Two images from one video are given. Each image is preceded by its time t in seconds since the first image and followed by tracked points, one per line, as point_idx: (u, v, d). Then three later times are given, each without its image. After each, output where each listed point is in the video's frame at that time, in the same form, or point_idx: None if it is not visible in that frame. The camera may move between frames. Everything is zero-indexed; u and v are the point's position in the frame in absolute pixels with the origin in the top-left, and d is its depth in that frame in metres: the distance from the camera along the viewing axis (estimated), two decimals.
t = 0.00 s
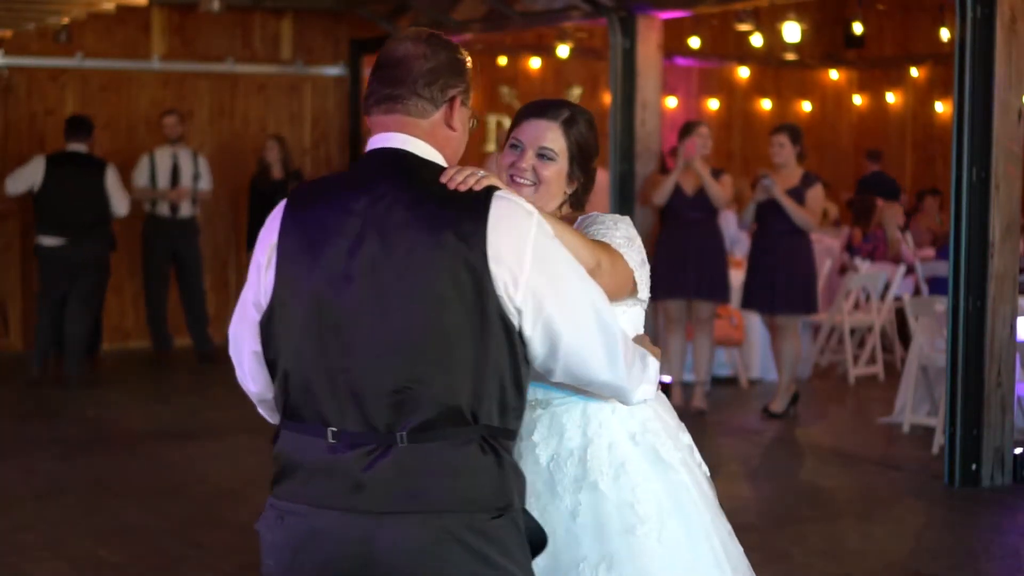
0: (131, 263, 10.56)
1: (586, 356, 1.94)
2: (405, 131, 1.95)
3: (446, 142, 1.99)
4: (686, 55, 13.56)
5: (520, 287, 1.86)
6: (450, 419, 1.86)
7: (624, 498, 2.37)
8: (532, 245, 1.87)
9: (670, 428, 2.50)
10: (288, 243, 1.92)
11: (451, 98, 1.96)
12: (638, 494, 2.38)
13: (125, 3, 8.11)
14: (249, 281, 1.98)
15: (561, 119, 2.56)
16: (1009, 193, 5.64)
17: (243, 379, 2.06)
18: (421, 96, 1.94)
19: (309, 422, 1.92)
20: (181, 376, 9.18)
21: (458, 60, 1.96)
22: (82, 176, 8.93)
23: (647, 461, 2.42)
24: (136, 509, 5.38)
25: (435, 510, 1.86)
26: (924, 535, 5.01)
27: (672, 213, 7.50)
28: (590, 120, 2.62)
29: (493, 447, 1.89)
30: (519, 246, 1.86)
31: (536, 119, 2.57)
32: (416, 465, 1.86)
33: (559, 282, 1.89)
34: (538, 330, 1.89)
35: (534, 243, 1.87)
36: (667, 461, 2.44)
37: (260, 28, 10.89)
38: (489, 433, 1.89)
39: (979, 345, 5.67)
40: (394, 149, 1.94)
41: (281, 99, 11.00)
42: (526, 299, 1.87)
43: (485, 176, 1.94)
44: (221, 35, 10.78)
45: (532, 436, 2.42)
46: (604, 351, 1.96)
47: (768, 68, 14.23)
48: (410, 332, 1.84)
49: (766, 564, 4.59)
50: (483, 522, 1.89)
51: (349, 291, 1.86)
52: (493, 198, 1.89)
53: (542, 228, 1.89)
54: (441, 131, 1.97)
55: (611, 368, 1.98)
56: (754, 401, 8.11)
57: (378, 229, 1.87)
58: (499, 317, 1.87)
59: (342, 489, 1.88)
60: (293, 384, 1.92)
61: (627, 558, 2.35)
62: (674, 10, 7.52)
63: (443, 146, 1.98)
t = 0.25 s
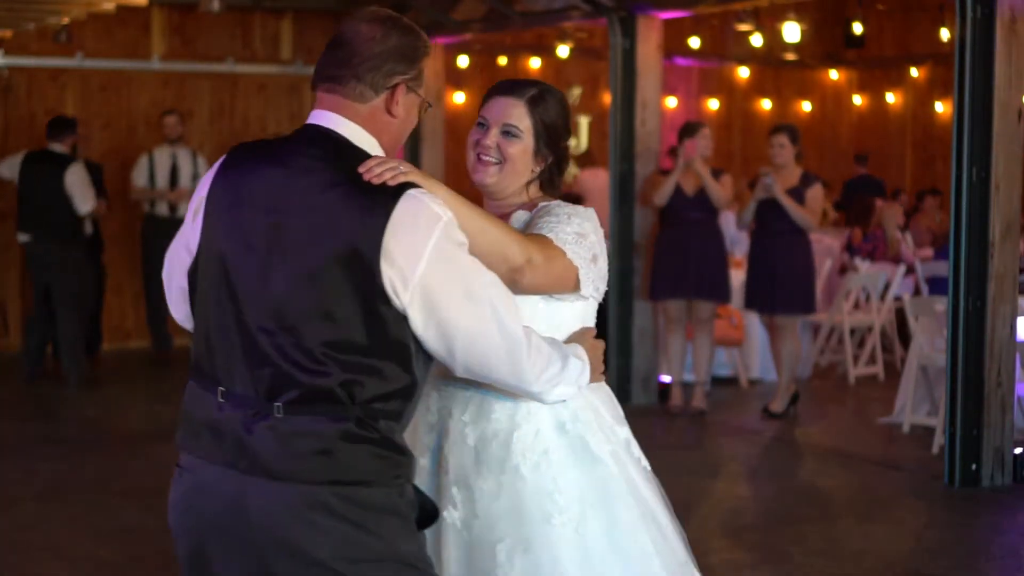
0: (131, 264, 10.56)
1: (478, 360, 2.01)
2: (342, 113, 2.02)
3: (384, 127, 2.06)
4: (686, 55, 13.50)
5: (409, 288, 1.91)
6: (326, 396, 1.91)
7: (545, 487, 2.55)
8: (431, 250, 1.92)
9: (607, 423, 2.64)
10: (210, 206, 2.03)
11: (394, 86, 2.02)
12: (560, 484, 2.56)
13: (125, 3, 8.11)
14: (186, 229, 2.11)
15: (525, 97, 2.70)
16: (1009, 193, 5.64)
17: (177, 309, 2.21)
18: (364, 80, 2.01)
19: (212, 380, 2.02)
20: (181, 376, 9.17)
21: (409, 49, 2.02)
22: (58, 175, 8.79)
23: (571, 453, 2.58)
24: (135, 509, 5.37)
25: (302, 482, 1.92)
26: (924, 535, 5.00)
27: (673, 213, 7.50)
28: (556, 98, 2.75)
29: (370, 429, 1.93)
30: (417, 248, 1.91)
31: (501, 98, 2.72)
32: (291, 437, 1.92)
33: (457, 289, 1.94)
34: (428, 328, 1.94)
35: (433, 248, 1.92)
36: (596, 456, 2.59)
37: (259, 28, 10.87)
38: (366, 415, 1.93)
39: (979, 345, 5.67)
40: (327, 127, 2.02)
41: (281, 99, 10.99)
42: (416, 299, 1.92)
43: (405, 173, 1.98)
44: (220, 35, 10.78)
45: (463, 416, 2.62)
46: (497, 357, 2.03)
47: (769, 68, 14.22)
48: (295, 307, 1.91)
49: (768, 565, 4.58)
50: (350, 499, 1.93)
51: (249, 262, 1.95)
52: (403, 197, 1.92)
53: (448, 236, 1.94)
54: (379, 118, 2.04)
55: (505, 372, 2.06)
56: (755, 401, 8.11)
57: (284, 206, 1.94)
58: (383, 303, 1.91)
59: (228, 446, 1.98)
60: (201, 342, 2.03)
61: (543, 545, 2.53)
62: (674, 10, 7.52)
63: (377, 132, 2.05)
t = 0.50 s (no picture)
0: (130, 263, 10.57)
1: (425, 377, 2.04)
2: (311, 124, 2.04)
3: (353, 139, 2.07)
4: (686, 55, 13.53)
5: (358, 304, 1.94)
6: (273, 405, 1.95)
7: (462, 494, 2.53)
8: (382, 269, 1.94)
9: (541, 439, 2.63)
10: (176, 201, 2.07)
11: (364, 99, 2.04)
12: (478, 493, 2.54)
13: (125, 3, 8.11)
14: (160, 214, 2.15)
15: (490, 99, 2.67)
16: (1009, 193, 5.64)
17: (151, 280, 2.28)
18: (335, 92, 2.02)
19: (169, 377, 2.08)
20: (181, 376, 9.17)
21: (382, 62, 2.03)
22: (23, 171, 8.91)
23: (495, 463, 2.57)
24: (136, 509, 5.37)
25: (248, 489, 1.97)
26: (923, 535, 5.01)
27: (673, 213, 7.50)
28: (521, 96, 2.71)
29: (314, 439, 1.98)
30: (368, 265, 1.93)
31: (466, 101, 2.68)
32: (237, 444, 1.96)
33: (406, 307, 1.97)
34: (375, 343, 1.98)
35: (383, 266, 1.94)
36: (520, 470, 2.57)
37: (259, 28, 10.88)
38: (311, 425, 1.97)
39: (979, 345, 5.67)
40: (294, 137, 2.04)
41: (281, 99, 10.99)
42: (364, 317, 1.95)
43: (366, 188, 2.01)
44: (220, 35, 10.78)
45: (398, 410, 2.64)
46: (444, 375, 2.06)
47: (769, 68, 14.22)
48: (243, 317, 1.95)
49: (767, 565, 4.58)
50: (293, 507, 1.98)
51: (201, 270, 1.99)
52: (358, 213, 1.95)
53: (399, 256, 1.96)
54: (348, 129, 2.06)
55: (449, 390, 2.10)
56: (755, 401, 8.11)
57: (237, 216, 1.98)
58: (332, 316, 1.95)
59: (178, 446, 2.03)
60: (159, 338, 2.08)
61: (449, 551, 2.50)
62: (674, 10, 7.52)
63: (342, 142, 2.07)
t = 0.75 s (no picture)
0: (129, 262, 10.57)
1: (422, 408, 2.04)
2: (308, 150, 2.04)
3: (351, 164, 2.07)
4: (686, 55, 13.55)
5: (358, 336, 1.94)
6: (273, 438, 1.96)
7: (429, 507, 2.50)
8: (381, 299, 1.94)
9: (517, 458, 2.59)
10: (173, 224, 2.07)
11: (361, 124, 2.03)
12: (445, 507, 2.50)
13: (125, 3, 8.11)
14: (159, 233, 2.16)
15: (495, 113, 2.63)
16: (1009, 193, 5.65)
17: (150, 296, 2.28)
18: (331, 118, 2.02)
19: (165, 405, 2.08)
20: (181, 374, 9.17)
21: (377, 86, 2.03)
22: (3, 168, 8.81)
23: (466, 479, 2.53)
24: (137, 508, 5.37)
25: (248, 521, 1.99)
26: (924, 535, 5.01)
27: (673, 214, 7.50)
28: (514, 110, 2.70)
29: (313, 472, 1.98)
30: (368, 296, 1.93)
31: (470, 114, 2.63)
32: (237, 477, 1.98)
33: (404, 338, 1.98)
34: (375, 375, 1.97)
35: (383, 297, 1.94)
36: (489, 489, 2.53)
37: (259, 28, 10.90)
38: (311, 458, 1.98)
39: (979, 345, 5.67)
40: (291, 163, 2.04)
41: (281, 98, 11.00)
42: (364, 349, 1.95)
43: (366, 218, 1.99)
44: (220, 35, 10.79)
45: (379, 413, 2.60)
46: (440, 407, 2.07)
47: (769, 68, 14.22)
48: (243, 349, 1.96)
49: (768, 564, 4.59)
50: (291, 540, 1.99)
51: (199, 299, 2.00)
52: (359, 242, 1.95)
53: (398, 286, 1.97)
54: (345, 154, 2.05)
55: (447, 422, 2.10)
56: (754, 401, 8.12)
57: (236, 246, 1.97)
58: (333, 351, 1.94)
59: (177, 476, 2.05)
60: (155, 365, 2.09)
61: (408, 562, 2.48)
62: (674, 10, 7.52)
63: (340, 167, 2.06)
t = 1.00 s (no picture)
0: (129, 263, 10.56)
1: (449, 381, 2.03)
2: (316, 125, 2.03)
3: (361, 137, 2.06)
4: (686, 55, 13.57)
5: (382, 306, 1.93)
6: (294, 420, 1.94)
7: (439, 497, 2.45)
8: (403, 267, 1.94)
9: (530, 446, 2.52)
10: (186, 215, 2.06)
11: (365, 92, 2.03)
12: (456, 497, 2.44)
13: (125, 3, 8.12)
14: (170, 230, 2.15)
15: (512, 104, 2.63)
16: (1009, 193, 5.65)
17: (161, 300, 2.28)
18: (333, 91, 2.01)
19: (183, 396, 2.07)
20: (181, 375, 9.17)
21: (374, 51, 2.02)
22: None
23: (479, 469, 2.47)
24: (137, 508, 5.37)
25: (270, 506, 1.96)
26: (924, 535, 5.01)
27: (673, 213, 7.51)
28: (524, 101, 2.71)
29: (335, 457, 1.97)
30: (389, 263, 1.93)
31: (487, 104, 2.62)
32: (258, 461, 1.96)
33: (428, 307, 1.96)
34: (399, 347, 1.96)
35: (405, 264, 1.94)
36: (503, 479, 2.46)
37: (259, 28, 10.89)
38: (334, 440, 1.96)
39: (979, 346, 5.67)
40: (300, 138, 2.03)
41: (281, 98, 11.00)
42: (388, 319, 1.94)
43: (380, 188, 1.99)
44: (220, 35, 10.79)
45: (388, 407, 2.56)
46: (468, 379, 2.05)
47: (769, 68, 14.23)
48: (262, 333, 1.94)
49: (768, 565, 4.59)
50: (312, 527, 1.97)
51: (217, 286, 1.99)
52: (376, 209, 1.95)
53: (420, 255, 1.96)
54: (352, 127, 2.05)
55: (475, 397, 2.08)
56: (755, 401, 8.12)
57: (250, 227, 1.97)
58: (353, 327, 1.93)
59: (195, 466, 2.03)
60: (173, 356, 2.08)
61: (420, 555, 2.42)
62: (674, 10, 7.52)
63: (350, 141, 2.06)
